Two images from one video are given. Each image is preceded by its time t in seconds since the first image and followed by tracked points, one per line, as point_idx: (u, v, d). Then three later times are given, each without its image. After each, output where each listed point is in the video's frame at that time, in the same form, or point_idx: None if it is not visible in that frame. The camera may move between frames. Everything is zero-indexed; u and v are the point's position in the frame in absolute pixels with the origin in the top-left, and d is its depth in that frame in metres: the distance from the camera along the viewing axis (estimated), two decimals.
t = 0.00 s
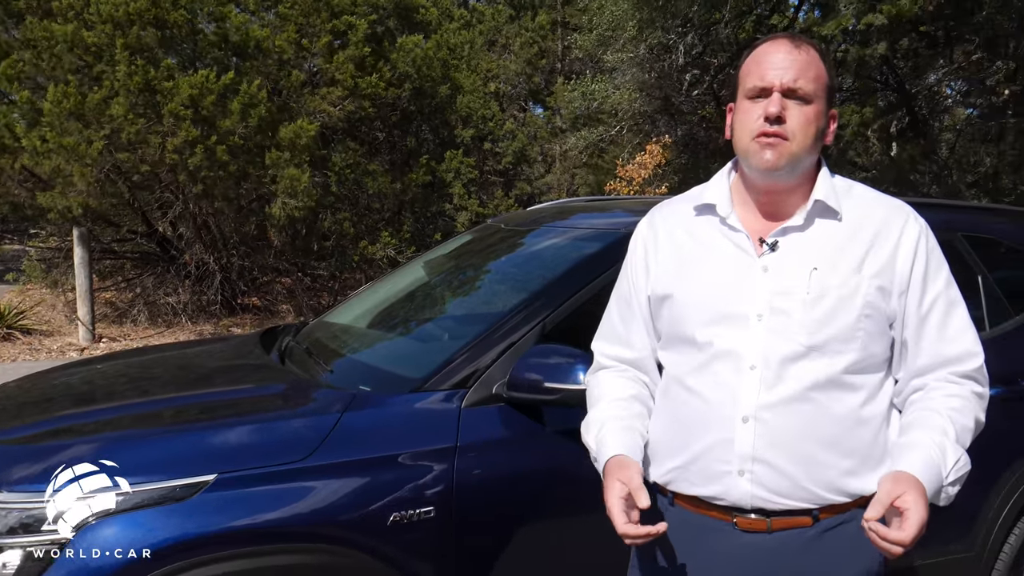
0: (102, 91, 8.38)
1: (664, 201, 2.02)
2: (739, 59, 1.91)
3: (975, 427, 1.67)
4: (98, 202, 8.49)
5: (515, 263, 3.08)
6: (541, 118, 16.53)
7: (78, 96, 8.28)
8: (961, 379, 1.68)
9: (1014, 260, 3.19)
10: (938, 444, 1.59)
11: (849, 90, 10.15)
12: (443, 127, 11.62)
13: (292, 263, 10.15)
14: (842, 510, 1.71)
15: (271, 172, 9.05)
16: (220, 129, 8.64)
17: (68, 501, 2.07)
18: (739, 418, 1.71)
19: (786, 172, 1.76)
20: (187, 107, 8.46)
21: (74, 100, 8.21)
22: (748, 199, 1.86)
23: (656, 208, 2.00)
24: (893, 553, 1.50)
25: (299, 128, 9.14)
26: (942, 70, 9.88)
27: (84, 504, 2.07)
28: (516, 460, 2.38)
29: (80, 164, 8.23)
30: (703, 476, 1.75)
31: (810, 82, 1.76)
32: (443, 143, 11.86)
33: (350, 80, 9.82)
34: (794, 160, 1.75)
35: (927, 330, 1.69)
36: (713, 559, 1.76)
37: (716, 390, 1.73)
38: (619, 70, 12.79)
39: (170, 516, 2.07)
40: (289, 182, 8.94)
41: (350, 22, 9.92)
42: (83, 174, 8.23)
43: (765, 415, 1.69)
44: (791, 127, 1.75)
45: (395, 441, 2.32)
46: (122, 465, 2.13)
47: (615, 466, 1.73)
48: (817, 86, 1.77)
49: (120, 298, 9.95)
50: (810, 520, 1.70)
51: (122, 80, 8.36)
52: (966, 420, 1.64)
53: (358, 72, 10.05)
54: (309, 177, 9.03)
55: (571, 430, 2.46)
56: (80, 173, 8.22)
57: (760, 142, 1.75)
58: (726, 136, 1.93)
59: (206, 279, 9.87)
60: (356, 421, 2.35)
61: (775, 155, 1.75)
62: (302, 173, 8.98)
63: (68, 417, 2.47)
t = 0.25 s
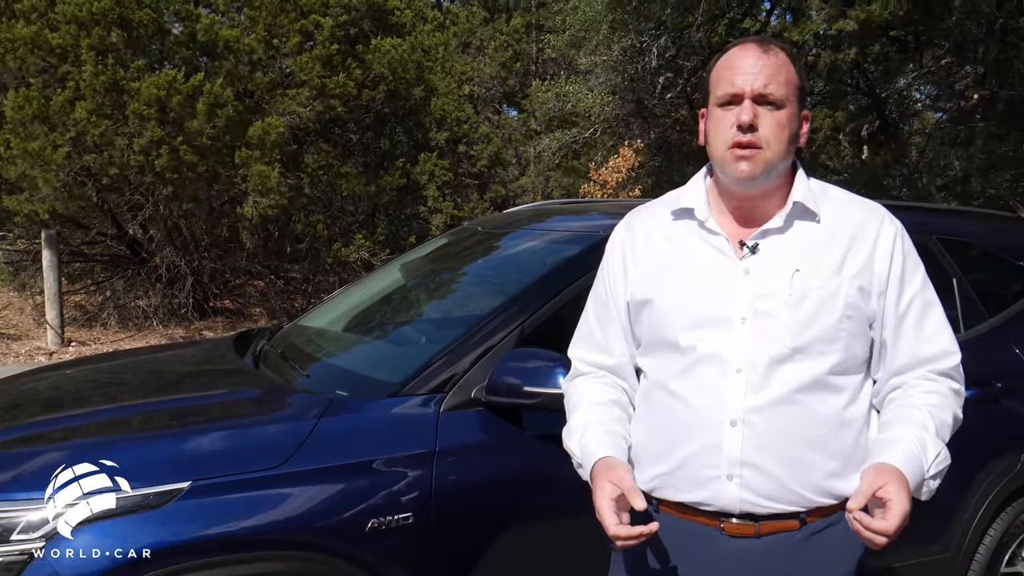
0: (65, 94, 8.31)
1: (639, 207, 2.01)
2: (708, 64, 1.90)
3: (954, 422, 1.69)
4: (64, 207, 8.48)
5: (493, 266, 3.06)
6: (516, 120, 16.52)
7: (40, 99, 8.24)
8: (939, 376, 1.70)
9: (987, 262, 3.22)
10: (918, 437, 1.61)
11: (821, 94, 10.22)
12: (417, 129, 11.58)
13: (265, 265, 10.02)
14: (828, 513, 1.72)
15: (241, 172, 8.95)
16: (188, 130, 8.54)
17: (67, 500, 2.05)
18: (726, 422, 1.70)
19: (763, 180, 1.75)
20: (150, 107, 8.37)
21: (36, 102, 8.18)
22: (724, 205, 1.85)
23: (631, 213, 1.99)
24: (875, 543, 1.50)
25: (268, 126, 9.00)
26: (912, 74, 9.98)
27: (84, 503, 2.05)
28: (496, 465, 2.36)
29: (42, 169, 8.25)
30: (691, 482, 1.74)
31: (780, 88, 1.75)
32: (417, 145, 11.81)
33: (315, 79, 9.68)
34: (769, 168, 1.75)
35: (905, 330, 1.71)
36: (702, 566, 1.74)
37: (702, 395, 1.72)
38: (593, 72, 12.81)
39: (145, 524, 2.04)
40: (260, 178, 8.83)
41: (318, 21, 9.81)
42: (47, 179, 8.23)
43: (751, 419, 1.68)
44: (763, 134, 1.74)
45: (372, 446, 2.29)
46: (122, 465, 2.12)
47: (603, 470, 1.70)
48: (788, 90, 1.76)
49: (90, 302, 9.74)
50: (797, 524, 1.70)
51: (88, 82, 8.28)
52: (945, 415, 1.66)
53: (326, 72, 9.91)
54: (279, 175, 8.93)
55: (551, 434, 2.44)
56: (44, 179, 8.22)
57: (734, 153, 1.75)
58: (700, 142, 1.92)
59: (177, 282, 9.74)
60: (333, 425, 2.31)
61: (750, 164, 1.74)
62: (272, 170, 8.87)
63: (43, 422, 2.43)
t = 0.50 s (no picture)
0: (33, 93, 8.16)
1: (625, 209, 2.00)
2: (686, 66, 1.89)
3: (942, 418, 1.69)
4: (31, 211, 8.23)
5: (472, 269, 3.04)
6: (493, 122, 16.48)
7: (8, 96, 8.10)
8: (927, 374, 1.71)
9: (962, 265, 3.25)
10: (908, 426, 1.62)
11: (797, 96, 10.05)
12: (393, 131, 11.54)
13: (241, 267, 9.91)
14: (815, 517, 1.72)
15: (211, 174, 8.83)
16: (159, 131, 8.43)
17: (66, 501, 2.04)
18: (714, 428, 1.70)
19: (741, 183, 1.75)
20: (119, 107, 8.25)
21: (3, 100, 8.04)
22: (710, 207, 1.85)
23: (616, 216, 1.99)
24: (868, 522, 1.52)
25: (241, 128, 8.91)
26: (884, 79, 10.07)
27: (84, 503, 2.04)
28: (476, 469, 2.35)
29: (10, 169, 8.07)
30: (679, 488, 1.74)
31: (754, 90, 1.75)
32: (393, 147, 11.75)
33: (281, 79, 9.56)
34: (746, 172, 1.75)
35: (893, 331, 1.71)
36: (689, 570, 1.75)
37: (690, 400, 1.72)
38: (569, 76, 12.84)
39: (119, 532, 2.02)
40: (227, 181, 8.73)
41: (284, 20, 9.60)
42: (12, 180, 8.06)
43: (739, 424, 1.68)
44: (738, 139, 1.74)
45: (351, 451, 2.26)
46: (122, 465, 2.11)
47: (578, 444, 1.73)
48: (763, 93, 1.75)
49: (61, 304, 9.64)
50: (784, 529, 1.71)
51: (58, 82, 8.15)
52: (933, 410, 1.66)
53: (296, 72, 9.78)
54: (250, 176, 8.83)
55: (530, 439, 2.43)
56: (8, 180, 8.05)
57: (710, 158, 1.75)
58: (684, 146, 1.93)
59: (151, 285, 9.64)
60: (312, 430, 2.29)
61: (727, 170, 1.75)
62: (242, 173, 8.77)
63: (23, 426, 2.39)
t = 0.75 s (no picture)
0: (20, 94, 8.13)
1: (628, 210, 2.01)
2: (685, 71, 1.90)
3: (943, 426, 1.66)
4: (23, 213, 8.29)
5: (463, 272, 3.03)
6: (484, 124, 16.49)
7: None
8: (930, 379, 1.68)
9: (955, 269, 3.26)
10: (899, 435, 1.60)
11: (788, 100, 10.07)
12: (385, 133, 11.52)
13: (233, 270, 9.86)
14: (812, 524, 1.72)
15: (201, 177, 8.79)
16: (150, 135, 8.42)
17: (66, 501, 2.03)
18: (710, 436, 1.70)
19: (728, 188, 1.75)
20: (109, 111, 8.22)
21: None
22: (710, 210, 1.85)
23: (619, 217, 2.00)
24: (848, 533, 1.48)
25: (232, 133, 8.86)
26: (874, 81, 10.11)
27: (84, 503, 2.04)
28: (469, 474, 2.33)
29: None
30: (675, 494, 1.75)
31: (740, 93, 1.74)
32: (384, 150, 11.75)
33: (267, 79, 9.53)
34: (733, 176, 1.75)
35: (894, 337, 1.69)
36: None
37: (687, 408, 1.72)
38: (560, 78, 12.82)
39: (110, 536, 2.00)
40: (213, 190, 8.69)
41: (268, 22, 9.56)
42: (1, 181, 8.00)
43: (736, 433, 1.68)
44: (724, 144, 1.74)
45: (342, 456, 2.25)
46: (122, 465, 2.11)
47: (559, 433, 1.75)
48: (749, 95, 1.74)
49: (53, 308, 9.61)
50: (781, 535, 1.70)
51: (48, 85, 8.12)
52: (933, 417, 1.63)
53: (286, 74, 9.78)
54: (241, 182, 8.80)
55: (523, 444, 2.41)
56: None
57: (697, 165, 1.76)
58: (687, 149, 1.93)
59: (142, 288, 9.60)
60: (305, 435, 2.28)
61: (714, 174, 1.75)
62: (233, 178, 8.75)
63: (17, 431, 2.38)
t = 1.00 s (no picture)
0: (22, 95, 8.10)
1: (635, 207, 2.02)
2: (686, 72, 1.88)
3: (935, 434, 1.63)
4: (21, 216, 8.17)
5: (460, 275, 3.03)
6: (482, 127, 16.48)
7: None
8: (926, 386, 1.65)
9: (953, 271, 3.25)
10: (879, 443, 1.57)
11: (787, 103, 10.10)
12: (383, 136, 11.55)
13: (231, 273, 9.86)
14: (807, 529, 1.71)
15: (203, 182, 8.82)
16: (150, 139, 8.43)
17: (66, 501, 2.04)
18: (700, 439, 1.70)
19: (737, 197, 1.75)
20: (110, 115, 8.22)
21: None
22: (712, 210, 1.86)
23: (625, 214, 2.01)
24: (803, 539, 1.46)
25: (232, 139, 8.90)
26: (874, 84, 10.09)
27: (84, 503, 2.05)
28: (465, 478, 2.33)
29: None
30: (665, 496, 1.75)
31: (746, 101, 1.73)
32: (382, 153, 11.74)
33: (268, 83, 9.54)
34: (739, 185, 1.74)
35: (891, 341, 1.66)
36: None
37: (677, 410, 1.73)
38: (559, 81, 12.79)
39: (106, 540, 2.00)
40: (218, 195, 8.73)
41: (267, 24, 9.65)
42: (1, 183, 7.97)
43: (726, 436, 1.68)
44: (731, 153, 1.73)
45: (336, 460, 2.24)
46: (121, 465, 2.12)
47: (578, 456, 1.71)
48: (756, 102, 1.73)
49: (52, 311, 9.60)
50: (772, 540, 1.69)
51: (47, 88, 8.09)
52: (922, 425, 1.60)
53: (286, 77, 9.80)
54: (243, 188, 8.83)
55: (519, 447, 2.41)
56: None
57: (704, 173, 1.76)
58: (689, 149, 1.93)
59: (140, 292, 9.54)
60: (300, 438, 2.27)
61: (720, 184, 1.75)
62: (235, 185, 8.77)
63: (17, 433, 2.37)
